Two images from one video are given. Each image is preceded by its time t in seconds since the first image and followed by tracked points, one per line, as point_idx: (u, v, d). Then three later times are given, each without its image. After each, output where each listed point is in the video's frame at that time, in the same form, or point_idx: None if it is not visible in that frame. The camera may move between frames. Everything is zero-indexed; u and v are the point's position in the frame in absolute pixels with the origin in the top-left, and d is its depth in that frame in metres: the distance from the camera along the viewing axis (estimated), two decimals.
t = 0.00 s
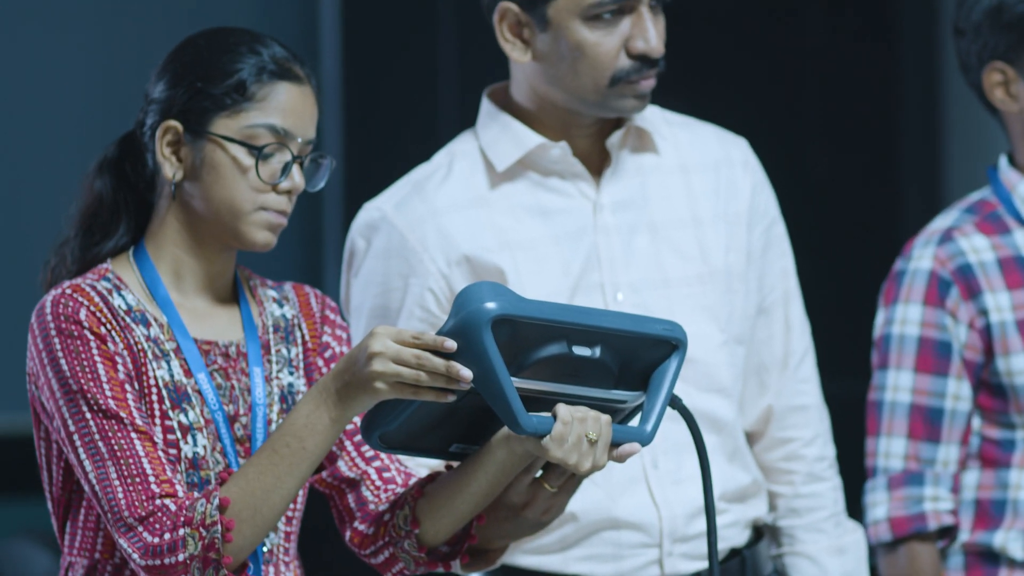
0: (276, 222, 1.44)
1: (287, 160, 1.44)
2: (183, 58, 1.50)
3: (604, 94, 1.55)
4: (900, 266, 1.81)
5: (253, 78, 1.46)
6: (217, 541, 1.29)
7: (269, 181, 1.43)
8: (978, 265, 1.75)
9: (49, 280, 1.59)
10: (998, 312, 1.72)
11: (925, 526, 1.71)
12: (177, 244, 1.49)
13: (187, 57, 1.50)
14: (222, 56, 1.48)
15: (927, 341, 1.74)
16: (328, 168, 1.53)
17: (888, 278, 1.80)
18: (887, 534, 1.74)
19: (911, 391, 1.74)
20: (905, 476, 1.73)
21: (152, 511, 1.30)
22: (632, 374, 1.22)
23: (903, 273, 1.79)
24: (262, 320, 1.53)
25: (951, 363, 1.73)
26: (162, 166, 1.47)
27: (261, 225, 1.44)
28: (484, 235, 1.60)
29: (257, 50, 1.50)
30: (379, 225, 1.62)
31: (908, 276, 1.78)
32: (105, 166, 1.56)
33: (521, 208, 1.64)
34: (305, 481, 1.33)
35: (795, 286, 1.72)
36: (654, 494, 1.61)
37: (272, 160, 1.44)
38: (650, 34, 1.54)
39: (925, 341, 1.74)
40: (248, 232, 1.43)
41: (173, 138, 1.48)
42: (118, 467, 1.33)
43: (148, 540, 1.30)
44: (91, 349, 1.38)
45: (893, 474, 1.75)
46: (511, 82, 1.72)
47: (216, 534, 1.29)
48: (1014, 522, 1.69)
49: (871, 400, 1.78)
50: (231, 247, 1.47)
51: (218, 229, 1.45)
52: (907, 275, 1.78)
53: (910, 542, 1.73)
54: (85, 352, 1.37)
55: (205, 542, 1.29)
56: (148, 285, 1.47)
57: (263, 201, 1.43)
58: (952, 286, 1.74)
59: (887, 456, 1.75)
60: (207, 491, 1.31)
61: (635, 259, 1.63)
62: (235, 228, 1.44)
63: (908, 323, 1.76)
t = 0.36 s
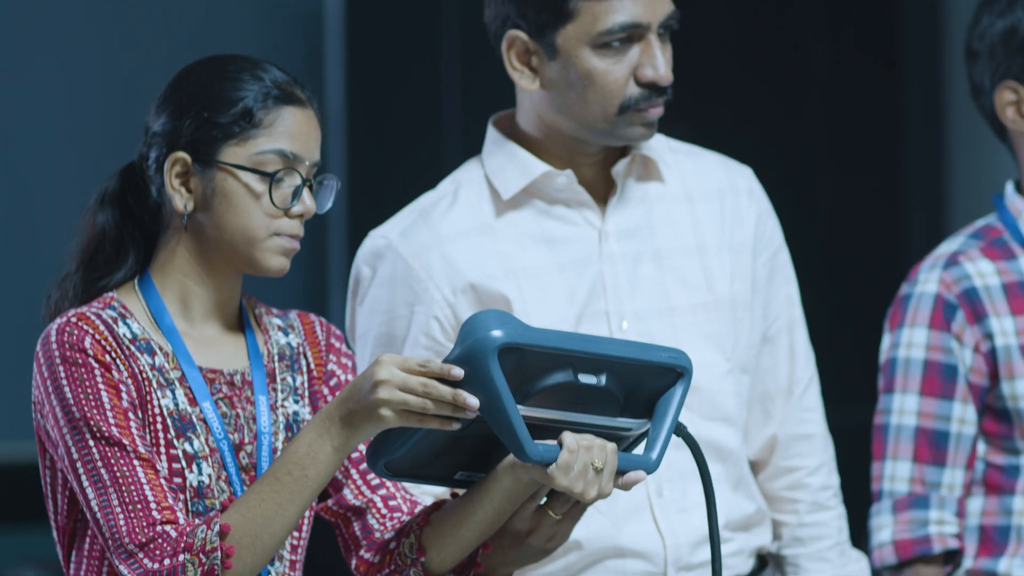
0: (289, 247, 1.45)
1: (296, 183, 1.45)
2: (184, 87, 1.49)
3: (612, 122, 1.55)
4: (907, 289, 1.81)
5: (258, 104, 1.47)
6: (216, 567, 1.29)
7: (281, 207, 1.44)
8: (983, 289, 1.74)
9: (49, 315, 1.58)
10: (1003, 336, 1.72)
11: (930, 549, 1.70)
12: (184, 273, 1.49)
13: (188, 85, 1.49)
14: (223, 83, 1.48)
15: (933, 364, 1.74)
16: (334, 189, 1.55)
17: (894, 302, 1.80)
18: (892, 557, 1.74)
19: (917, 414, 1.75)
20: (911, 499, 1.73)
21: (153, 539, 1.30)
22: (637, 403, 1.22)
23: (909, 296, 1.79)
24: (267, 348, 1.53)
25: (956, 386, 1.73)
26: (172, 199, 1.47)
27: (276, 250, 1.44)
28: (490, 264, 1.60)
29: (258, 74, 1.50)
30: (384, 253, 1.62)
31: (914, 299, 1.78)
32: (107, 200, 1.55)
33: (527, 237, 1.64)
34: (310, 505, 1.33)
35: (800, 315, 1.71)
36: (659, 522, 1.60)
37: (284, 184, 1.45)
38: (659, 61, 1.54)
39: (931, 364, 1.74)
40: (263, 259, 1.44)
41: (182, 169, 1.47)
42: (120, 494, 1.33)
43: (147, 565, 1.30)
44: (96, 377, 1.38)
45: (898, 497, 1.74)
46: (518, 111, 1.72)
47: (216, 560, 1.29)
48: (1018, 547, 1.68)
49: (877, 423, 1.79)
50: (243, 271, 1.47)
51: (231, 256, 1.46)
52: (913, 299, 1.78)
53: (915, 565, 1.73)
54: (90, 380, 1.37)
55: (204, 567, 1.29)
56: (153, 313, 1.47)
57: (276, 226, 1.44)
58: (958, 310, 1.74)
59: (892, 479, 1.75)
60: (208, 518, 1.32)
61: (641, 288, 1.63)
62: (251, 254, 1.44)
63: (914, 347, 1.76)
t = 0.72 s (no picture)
0: (302, 281, 1.45)
1: (307, 217, 1.46)
2: (186, 128, 1.50)
3: (621, 161, 1.56)
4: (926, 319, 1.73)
5: (266, 140, 1.48)
6: None
7: (294, 241, 1.44)
8: (1006, 318, 1.66)
9: (53, 355, 1.58)
10: None
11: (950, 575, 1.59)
12: (192, 310, 1.49)
13: (190, 127, 1.50)
14: (225, 122, 1.49)
15: (954, 391, 1.65)
16: (337, 223, 1.56)
17: (914, 331, 1.72)
18: None
19: (938, 440, 1.65)
20: (931, 525, 1.63)
21: None
22: (642, 441, 1.22)
23: (930, 325, 1.70)
24: (272, 386, 1.53)
25: (977, 412, 1.64)
26: (184, 238, 1.47)
27: (289, 285, 1.45)
28: (496, 302, 1.61)
29: (261, 111, 1.51)
30: (391, 291, 1.62)
31: (935, 328, 1.69)
32: (110, 242, 1.55)
33: (534, 275, 1.65)
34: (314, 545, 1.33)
35: (805, 353, 1.71)
36: (665, 561, 1.59)
37: (297, 218, 1.46)
38: (668, 100, 1.55)
39: (952, 391, 1.65)
40: (277, 294, 1.44)
41: (193, 209, 1.48)
42: (126, 532, 1.33)
43: None
44: (101, 416, 1.38)
45: (918, 523, 1.64)
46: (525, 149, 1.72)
47: None
48: None
49: (896, 451, 1.69)
50: (251, 307, 1.48)
51: (240, 293, 1.46)
52: (933, 327, 1.69)
53: None
54: (95, 419, 1.37)
55: None
56: (159, 352, 1.47)
57: (290, 261, 1.45)
58: (980, 337, 1.66)
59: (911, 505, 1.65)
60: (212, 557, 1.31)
61: (647, 326, 1.63)
62: (263, 291, 1.45)
63: (935, 374, 1.67)
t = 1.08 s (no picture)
0: (311, 314, 1.46)
1: (315, 251, 1.46)
2: (193, 162, 1.51)
3: (629, 195, 1.57)
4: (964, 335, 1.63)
5: (274, 173, 1.49)
6: None
7: (302, 274, 1.45)
8: None
9: (62, 388, 1.59)
10: None
11: None
12: (201, 344, 1.49)
13: (198, 161, 1.50)
14: (233, 156, 1.50)
15: (992, 405, 1.56)
16: (346, 256, 1.57)
17: (952, 347, 1.63)
18: None
19: (973, 453, 1.55)
20: (962, 537, 1.52)
21: None
22: (649, 475, 1.22)
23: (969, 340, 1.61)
24: (281, 420, 1.53)
25: (1013, 427, 1.55)
26: (193, 271, 1.48)
27: (298, 318, 1.45)
28: (505, 335, 1.61)
29: (269, 144, 1.52)
30: (399, 324, 1.63)
31: (974, 343, 1.60)
32: (118, 276, 1.56)
33: (542, 308, 1.65)
34: None
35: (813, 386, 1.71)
36: None
37: (305, 251, 1.46)
38: (676, 133, 1.55)
39: (990, 404, 1.56)
40: (286, 327, 1.45)
41: (201, 242, 1.48)
42: (135, 566, 1.33)
43: None
44: (110, 450, 1.38)
45: (949, 536, 1.54)
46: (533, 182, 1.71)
47: None
48: None
49: (929, 464, 1.59)
50: (260, 341, 1.48)
51: (249, 327, 1.47)
52: (973, 343, 1.60)
53: None
54: (104, 453, 1.38)
55: None
56: (168, 386, 1.47)
57: (299, 294, 1.45)
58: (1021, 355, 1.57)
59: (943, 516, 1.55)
60: None
61: (654, 360, 1.63)
62: (273, 324, 1.45)
63: (973, 388, 1.58)
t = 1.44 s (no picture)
0: (321, 354, 1.46)
1: (325, 292, 1.47)
2: (204, 203, 1.51)
3: (641, 235, 1.57)
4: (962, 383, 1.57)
5: (284, 214, 1.49)
6: None
7: (312, 314, 1.45)
8: None
9: (74, 429, 1.59)
10: None
11: None
12: (211, 384, 1.49)
13: (209, 202, 1.51)
14: (243, 196, 1.50)
15: (991, 455, 1.49)
16: (357, 296, 1.57)
17: (949, 396, 1.56)
18: None
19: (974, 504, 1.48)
20: None
21: None
22: (661, 514, 1.22)
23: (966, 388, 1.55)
24: (292, 460, 1.53)
25: (1014, 476, 1.48)
26: (203, 312, 1.48)
27: (308, 358, 1.45)
28: (517, 375, 1.61)
29: (279, 184, 1.52)
30: (411, 363, 1.64)
31: (971, 392, 1.54)
32: (129, 316, 1.56)
33: (554, 347, 1.64)
34: None
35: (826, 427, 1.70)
36: None
37: (316, 291, 1.47)
38: (688, 174, 1.56)
39: (989, 454, 1.49)
40: (296, 368, 1.45)
41: (211, 282, 1.48)
42: None
43: None
44: (121, 489, 1.38)
45: None
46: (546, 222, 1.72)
47: None
48: None
49: (930, 515, 1.52)
50: (270, 381, 1.48)
51: (260, 368, 1.47)
52: (971, 391, 1.54)
53: None
54: (115, 492, 1.37)
55: None
56: (178, 426, 1.47)
57: (308, 335, 1.45)
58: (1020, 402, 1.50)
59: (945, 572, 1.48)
60: None
61: (666, 400, 1.63)
62: (282, 366, 1.45)
63: (972, 437, 1.51)
